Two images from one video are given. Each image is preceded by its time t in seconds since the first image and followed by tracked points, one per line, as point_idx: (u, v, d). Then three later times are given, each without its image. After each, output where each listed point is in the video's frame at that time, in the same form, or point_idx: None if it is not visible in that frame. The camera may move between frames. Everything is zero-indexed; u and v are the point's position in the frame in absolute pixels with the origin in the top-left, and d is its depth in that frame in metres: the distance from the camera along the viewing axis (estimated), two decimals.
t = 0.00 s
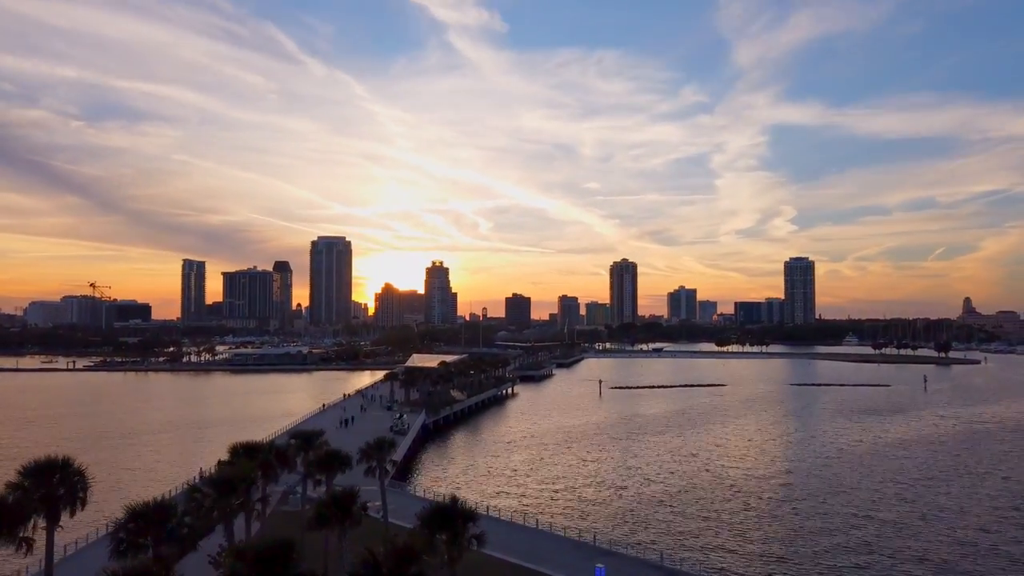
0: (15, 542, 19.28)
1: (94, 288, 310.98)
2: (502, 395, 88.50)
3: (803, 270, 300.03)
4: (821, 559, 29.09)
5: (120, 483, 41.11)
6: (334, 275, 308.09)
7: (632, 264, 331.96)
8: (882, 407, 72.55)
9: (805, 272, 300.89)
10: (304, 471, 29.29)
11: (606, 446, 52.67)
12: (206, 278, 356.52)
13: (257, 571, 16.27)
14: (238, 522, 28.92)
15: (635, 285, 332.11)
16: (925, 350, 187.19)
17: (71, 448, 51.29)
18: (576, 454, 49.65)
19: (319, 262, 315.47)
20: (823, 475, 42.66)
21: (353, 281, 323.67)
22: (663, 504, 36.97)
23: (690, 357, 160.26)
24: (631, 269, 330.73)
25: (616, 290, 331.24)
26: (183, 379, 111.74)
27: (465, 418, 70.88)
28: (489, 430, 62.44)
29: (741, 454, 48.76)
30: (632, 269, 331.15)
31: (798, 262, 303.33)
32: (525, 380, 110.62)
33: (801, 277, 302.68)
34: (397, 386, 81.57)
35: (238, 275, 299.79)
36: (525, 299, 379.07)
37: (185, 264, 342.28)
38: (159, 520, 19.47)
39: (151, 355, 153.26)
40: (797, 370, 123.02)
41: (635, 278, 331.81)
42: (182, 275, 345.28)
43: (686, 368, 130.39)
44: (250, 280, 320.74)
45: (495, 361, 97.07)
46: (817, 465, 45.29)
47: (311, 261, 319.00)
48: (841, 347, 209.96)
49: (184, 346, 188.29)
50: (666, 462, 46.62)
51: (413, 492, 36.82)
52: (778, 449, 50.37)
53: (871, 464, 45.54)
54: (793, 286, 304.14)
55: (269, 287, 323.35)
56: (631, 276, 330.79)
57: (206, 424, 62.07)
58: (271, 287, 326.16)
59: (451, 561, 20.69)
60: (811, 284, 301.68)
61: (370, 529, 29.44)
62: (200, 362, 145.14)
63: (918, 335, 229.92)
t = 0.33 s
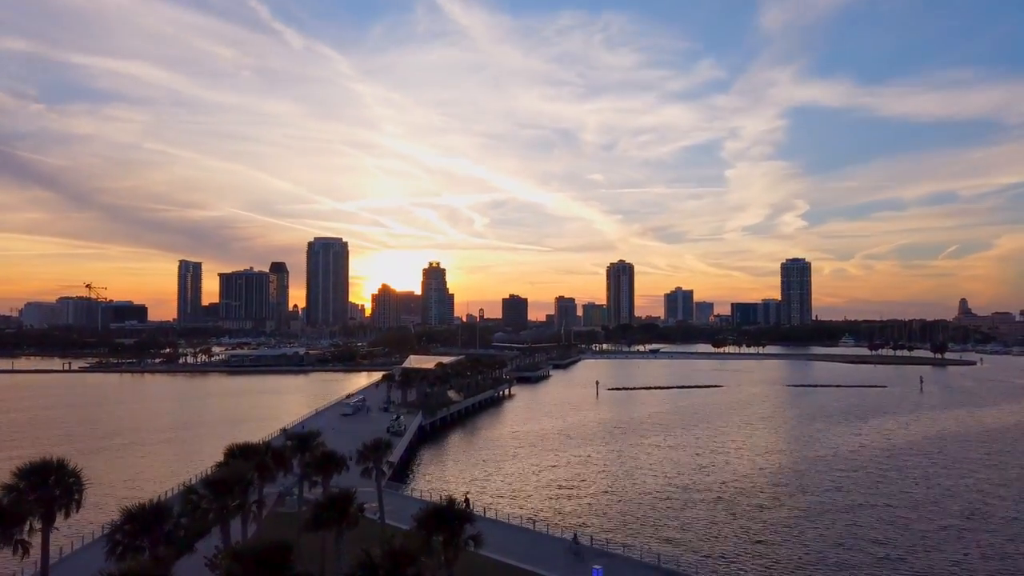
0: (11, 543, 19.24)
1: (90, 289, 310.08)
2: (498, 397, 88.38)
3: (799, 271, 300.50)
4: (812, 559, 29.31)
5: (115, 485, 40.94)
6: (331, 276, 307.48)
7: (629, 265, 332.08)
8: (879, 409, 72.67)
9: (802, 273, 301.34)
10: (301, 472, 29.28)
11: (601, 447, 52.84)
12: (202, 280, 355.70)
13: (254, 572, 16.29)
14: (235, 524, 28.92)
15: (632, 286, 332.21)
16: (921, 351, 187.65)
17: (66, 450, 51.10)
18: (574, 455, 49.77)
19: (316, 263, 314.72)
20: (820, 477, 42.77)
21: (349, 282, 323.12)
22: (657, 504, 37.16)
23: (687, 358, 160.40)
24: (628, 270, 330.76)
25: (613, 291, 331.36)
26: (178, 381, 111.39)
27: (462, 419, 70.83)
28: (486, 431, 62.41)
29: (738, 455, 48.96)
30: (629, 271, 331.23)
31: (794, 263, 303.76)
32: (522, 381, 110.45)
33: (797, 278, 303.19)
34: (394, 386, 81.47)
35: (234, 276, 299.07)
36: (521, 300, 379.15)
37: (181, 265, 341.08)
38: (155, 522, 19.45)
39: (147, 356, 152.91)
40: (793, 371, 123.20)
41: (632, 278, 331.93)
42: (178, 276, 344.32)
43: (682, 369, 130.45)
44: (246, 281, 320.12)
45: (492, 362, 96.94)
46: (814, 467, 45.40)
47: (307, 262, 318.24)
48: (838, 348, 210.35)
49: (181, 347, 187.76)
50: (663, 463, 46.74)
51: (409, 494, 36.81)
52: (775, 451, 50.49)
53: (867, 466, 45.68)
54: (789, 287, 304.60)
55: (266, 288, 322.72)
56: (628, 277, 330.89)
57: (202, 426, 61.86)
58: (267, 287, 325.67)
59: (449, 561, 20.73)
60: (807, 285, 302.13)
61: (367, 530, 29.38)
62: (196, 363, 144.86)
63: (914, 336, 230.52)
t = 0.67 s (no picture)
0: (6, 544, 19.20)
1: (86, 291, 309.14)
2: (495, 398, 88.25)
3: (796, 272, 300.72)
4: (811, 559, 29.45)
5: (111, 486, 40.79)
6: (328, 278, 307.21)
7: (626, 266, 332.12)
8: (876, 411, 72.64)
9: (799, 275, 301.52)
10: (297, 473, 29.23)
11: (599, 448, 52.99)
12: (198, 280, 354.97)
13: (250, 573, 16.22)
14: (232, 525, 28.89)
15: (629, 287, 332.28)
16: (917, 352, 187.68)
17: (62, 451, 50.85)
18: (571, 455, 49.91)
19: (314, 263, 314.28)
20: (816, 478, 42.89)
21: (346, 283, 322.72)
22: (655, 504, 37.35)
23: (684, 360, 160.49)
24: (625, 271, 330.80)
25: (610, 292, 331.45)
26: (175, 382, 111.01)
27: (459, 420, 70.75)
28: (483, 433, 62.34)
29: (734, 455, 49.24)
30: (626, 271, 331.21)
31: (791, 264, 303.86)
32: (520, 382, 110.47)
33: (794, 279, 303.30)
34: (391, 387, 81.30)
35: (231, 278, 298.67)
36: (519, 301, 379.45)
37: (177, 266, 340.25)
38: (151, 523, 19.42)
39: (144, 357, 152.65)
40: (790, 372, 123.23)
41: (629, 280, 332.27)
42: (174, 277, 342.98)
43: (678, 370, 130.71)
44: (243, 282, 319.60)
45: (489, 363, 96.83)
46: (811, 467, 45.53)
47: (305, 263, 317.64)
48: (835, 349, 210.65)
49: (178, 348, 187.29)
50: (661, 464, 46.84)
51: (407, 495, 36.70)
52: (772, 452, 50.50)
53: (864, 466, 45.83)
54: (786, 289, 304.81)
55: (263, 289, 322.24)
56: (625, 278, 330.95)
57: (199, 428, 61.59)
58: (264, 288, 324.52)
59: (445, 563, 20.73)
60: (804, 286, 302.37)
61: (364, 531, 29.32)
62: (193, 364, 144.26)
63: (910, 337, 230.67)
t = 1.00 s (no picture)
0: (3, 547, 19.13)
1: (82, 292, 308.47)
2: (492, 399, 88.23)
3: (793, 273, 300.90)
4: (821, 559, 29.70)
5: (108, 488, 40.71)
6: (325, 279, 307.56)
7: (622, 267, 332.31)
8: (872, 412, 72.73)
9: (795, 275, 301.67)
10: (294, 475, 29.16)
11: (597, 449, 53.04)
12: (195, 281, 354.46)
13: (247, 573, 16.20)
14: (229, 527, 28.82)
15: (626, 287, 332.49)
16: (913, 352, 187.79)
17: (59, 453, 50.72)
18: (568, 457, 49.99)
19: (311, 264, 314.17)
20: (813, 479, 43.04)
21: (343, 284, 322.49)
22: (652, 504, 37.46)
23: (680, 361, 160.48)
24: (621, 272, 331.12)
25: (607, 293, 331.54)
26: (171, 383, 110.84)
27: (456, 421, 70.68)
28: (480, 434, 62.29)
29: (734, 455, 49.68)
30: (623, 272, 331.36)
31: (787, 265, 304.05)
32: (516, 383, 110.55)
33: (791, 280, 303.39)
34: (388, 388, 81.22)
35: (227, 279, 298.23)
36: (515, 302, 379.77)
37: (174, 267, 339.80)
38: (148, 524, 19.34)
39: (140, 358, 152.32)
40: (787, 373, 123.18)
41: (625, 280, 332.33)
42: (170, 278, 342.17)
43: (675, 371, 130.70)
44: (240, 283, 319.24)
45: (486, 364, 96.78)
46: (807, 468, 45.70)
47: (302, 264, 317.34)
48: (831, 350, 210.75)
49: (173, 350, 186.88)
50: (657, 464, 47.00)
51: (404, 496, 36.66)
52: (769, 453, 50.63)
53: (860, 468, 46.00)
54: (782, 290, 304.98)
55: (260, 290, 321.93)
56: (621, 279, 331.05)
57: (196, 429, 61.49)
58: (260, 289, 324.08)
59: (442, 564, 20.66)
60: (800, 287, 302.58)
61: (361, 533, 29.28)
62: (189, 366, 144.01)
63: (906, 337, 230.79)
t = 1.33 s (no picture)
0: None
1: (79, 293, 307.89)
2: (488, 400, 88.30)
3: (789, 275, 301.00)
4: (824, 558, 29.91)
5: (105, 489, 40.62)
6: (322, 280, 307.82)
7: (619, 268, 332.47)
8: (869, 413, 72.87)
9: (791, 277, 301.85)
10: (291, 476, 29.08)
11: (592, 450, 53.07)
12: (192, 282, 353.94)
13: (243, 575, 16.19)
14: (226, 529, 28.76)
15: (623, 289, 332.67)
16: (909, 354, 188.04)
17: (55, 454, 50.65)
18: (563, 458, 50.03)
19: (308, 266, 314.78)
20: (805, 479, 43.22)
21: (340, 285, 322.73)
22: (646, 505, 37.53)
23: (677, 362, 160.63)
24: (618, 273, 331.43)
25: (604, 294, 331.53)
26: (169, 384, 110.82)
27: (452, 422, 70.62)
28: (477, 435, 62.23)
29: (730, 456, 49.88)
30: (620, 274, 331.44)
31: (784, 266, 304.21)
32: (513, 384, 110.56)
33: (787, 282, 303.49)
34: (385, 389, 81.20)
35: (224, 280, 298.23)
36: (513, 303, 379.98)
37: (170, 268, 339.44)
38: (144, 527, 19.27)
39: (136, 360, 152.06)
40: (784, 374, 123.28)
41: (622, 281, 332.35)
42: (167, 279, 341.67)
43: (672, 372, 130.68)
44: (237, 284, 319.25)
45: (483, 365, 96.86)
46: (800, 469, 45.86)
47: (299, 265, 317.59)
48: (827, 352, 210.86)
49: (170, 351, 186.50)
50: (650, 465, 47.11)
51: (401, 497, 36.67)
52: (762, 454, 50.72)
53: (852, 468, 46.19)
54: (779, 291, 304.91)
55: (257, 291, 321.84)
56: (619, 280, 331.14)
57: (192, 430, 61.36)
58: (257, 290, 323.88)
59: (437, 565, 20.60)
60: (797, 288, 302.67)
61: (357, 534, 29.24)
62: (186, 366, 143.82)
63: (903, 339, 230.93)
